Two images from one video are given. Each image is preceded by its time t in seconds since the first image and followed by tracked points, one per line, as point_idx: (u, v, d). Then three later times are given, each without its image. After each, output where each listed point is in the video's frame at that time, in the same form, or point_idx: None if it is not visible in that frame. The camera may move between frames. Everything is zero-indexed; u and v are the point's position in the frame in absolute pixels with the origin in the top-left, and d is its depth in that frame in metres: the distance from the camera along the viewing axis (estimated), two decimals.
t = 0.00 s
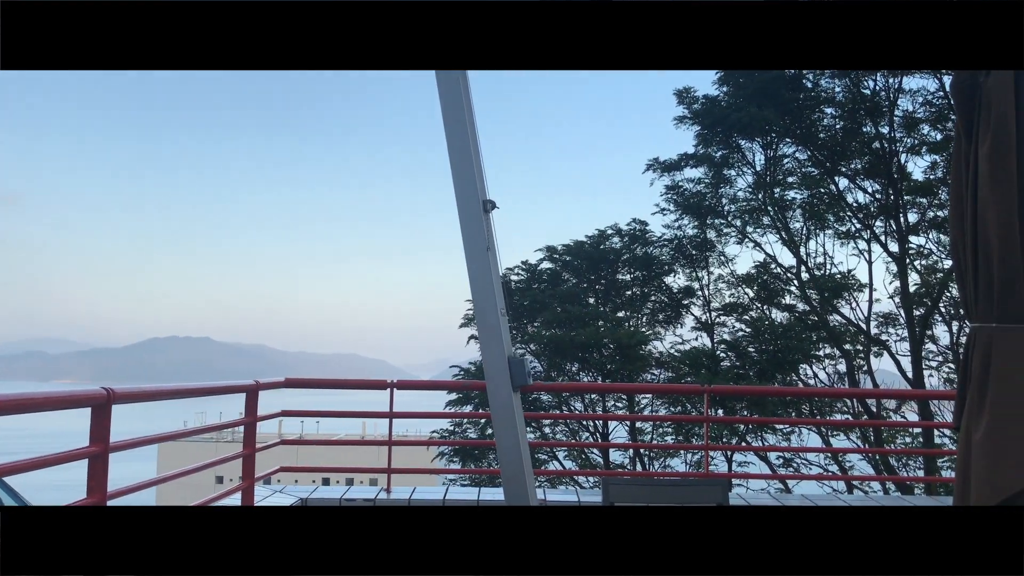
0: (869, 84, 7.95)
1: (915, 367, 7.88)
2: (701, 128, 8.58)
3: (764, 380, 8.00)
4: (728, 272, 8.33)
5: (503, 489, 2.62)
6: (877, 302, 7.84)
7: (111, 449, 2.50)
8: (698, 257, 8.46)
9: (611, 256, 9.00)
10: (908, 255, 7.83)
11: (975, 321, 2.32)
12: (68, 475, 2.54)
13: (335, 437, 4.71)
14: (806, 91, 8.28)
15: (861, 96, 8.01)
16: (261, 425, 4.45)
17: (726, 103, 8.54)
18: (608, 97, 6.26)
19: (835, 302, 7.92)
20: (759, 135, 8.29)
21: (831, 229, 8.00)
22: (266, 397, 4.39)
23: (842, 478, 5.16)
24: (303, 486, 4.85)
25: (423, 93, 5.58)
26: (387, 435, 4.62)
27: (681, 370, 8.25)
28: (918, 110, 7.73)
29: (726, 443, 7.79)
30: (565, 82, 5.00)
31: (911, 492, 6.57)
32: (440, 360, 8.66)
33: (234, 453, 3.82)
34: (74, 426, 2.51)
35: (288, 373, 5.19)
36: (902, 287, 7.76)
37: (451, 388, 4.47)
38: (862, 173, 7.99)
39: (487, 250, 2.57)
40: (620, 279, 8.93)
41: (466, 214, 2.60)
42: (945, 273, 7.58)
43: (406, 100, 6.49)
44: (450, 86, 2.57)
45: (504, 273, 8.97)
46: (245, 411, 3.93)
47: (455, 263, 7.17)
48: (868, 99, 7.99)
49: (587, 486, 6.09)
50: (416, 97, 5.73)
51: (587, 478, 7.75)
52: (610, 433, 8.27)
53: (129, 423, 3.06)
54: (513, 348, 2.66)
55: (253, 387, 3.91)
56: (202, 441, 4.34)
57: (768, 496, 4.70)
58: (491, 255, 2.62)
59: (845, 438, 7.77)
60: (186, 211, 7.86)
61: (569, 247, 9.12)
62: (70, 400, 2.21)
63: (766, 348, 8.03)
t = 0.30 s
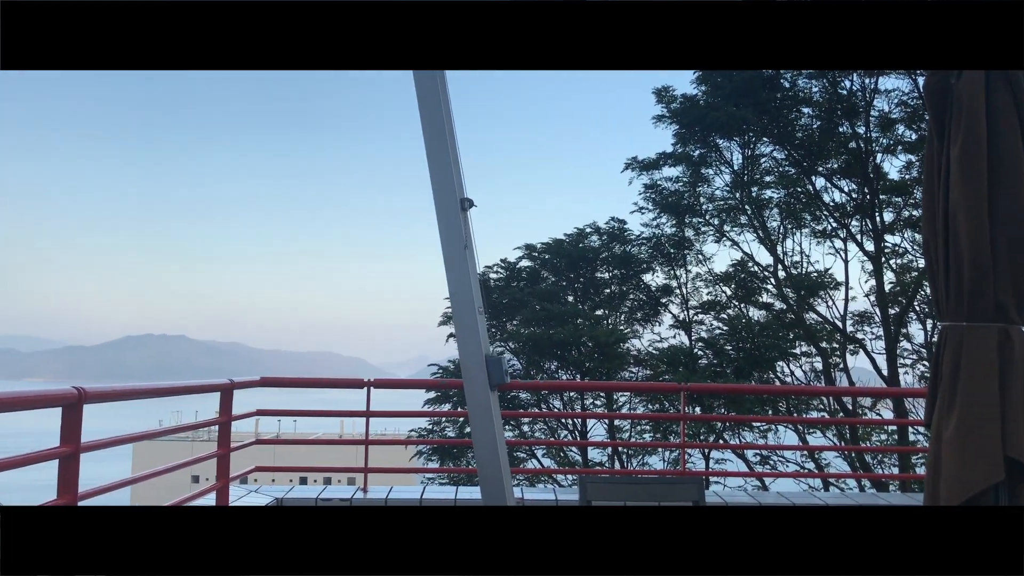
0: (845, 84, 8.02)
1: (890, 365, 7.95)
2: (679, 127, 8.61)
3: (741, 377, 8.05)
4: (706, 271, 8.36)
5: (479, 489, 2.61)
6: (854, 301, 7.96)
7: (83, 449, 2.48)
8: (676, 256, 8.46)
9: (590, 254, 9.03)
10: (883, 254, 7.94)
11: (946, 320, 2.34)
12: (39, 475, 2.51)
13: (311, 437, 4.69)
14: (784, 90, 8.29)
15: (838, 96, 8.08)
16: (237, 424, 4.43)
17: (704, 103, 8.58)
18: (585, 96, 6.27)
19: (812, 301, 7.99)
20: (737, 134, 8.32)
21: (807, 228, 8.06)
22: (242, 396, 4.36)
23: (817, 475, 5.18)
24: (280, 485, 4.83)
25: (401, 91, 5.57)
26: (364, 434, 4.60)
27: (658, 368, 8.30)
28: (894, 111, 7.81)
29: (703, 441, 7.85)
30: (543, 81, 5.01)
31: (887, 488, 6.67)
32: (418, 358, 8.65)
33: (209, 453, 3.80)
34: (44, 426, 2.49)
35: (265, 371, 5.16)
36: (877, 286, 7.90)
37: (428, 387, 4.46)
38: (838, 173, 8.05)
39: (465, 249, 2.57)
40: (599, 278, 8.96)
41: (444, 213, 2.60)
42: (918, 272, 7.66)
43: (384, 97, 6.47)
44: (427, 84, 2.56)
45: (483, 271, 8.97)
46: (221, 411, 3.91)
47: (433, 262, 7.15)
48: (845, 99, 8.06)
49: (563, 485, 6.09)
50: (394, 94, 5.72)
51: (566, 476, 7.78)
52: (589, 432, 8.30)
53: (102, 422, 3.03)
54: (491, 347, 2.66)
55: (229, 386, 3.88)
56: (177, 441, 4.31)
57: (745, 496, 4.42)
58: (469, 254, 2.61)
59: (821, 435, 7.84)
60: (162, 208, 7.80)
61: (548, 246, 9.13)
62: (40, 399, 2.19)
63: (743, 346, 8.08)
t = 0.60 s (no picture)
0: (831, 81, 8.03)
1: (874, 362, 8.01)
2: (665, 123, 8.63)
3: (726, 372, 8.07)
4: (691, 267, 8.41)
5: (465, 485, 2.61)
6: (837, 296, 8.00)
7: (65, 446, 2.46)
8: (661, 253, 8.53)
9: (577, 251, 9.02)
10: (868, 250, 7.92)
11: (929, 315, 2.35)
12: (21, 472, 2.49)
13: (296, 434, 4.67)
14: (769, 87, 8.27)
15: (823, 92, 8.08)
16: (221, 420, 4.40)
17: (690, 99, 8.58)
18: (571, 91, 6.25)
19: (797, 296, 8.04)
20: (723, 131, 8.33)
21: (792, 224, 8.10)
22: (226, 392, 4.34)
23: (803, 471, 5.16)
24: (265, 481, 4.79)
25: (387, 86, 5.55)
26: (349, 430, 4.57)
27: (644, 364, 8.29)
28: (878, 107, 7.85)
29: (689, 436, 7.87)
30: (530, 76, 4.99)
31: (871, 484, 6.69)
32: (404, 354, 8.63)
33: (193, 449, 3.77)
34: (27, 423, 2.47)
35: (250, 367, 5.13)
36: (862, 281, 7.91)
37: (414, 382, 4.44)
38: (823, 169, 8.06)
39: (450, 243, 2.56)
40: (585, 273, 8.96)
41: (429, 207, 2.59)
42: (902, 268, 7.68)
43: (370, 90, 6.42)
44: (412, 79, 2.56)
45: (469, 267, 8.94)
46: (204, 407, 3.88)
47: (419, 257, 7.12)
48: (830, 95, 8.06)
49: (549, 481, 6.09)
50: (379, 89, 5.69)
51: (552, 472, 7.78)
52: (574, 427, 8.30)
53: (85, 418, 3.00)
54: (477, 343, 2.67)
55: (213, 382, 3.86)
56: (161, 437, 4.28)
57: (730, 490, 4.34)
58: (453, 249, 2.61)
59: (805, 431, 7.85)
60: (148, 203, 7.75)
61: (535, 242, 9.12)
62: (21, 395, 2.18)
63: (729, 342, 8.08)
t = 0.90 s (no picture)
0: (824, 73, 8.04)
1: (866, 353, 8.07)
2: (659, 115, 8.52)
3: (719, 364, 8.05)
4: (684, 259, 8.43)
5: (457, 477, 2.62)
6: (831, 288, 8.10)
7: (58, 439, 2.46)
8: (654, 244, 8.55)
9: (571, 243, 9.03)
10: (860, 242, 7.98)
11: (919, 307, 2.36)
12: (12, 465, 2.49)
13: (289, 426, 4.67)
14: (763, 78, 8.23)
15: (816, 84, 8.09)
16: (214, 413, 4.40)
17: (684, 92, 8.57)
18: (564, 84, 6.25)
19: (789, 289, 8.07)
20: (717, 123, 8.33)
21: (785, 216, 8.09)
22: (219, 385, 4.33)
23: (795, 462, 5.19)
24: (258, 474, 4.79)
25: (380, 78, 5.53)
26: (342, 422, 4.57)
27: (637, 356, 8.28)
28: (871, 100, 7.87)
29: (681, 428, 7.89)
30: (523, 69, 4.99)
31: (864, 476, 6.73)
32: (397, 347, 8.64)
33: (185, 442, 3.76)
34: (18, 416, 2.46)
35: (242, 359, 5.12)
36: (854, 273, 7.96)
37: (407, 375, 4.44)
38: (816, 161, 8.08)
39: (443, 236, 2.56)
40: (578, 265, 8.98)
41: (422, 200, 2.59)
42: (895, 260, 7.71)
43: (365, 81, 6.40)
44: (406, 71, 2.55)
45: (462, 259, 8.93)
46: (197, 400, 3.87)
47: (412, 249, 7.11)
48: (822, 87, 8.06)
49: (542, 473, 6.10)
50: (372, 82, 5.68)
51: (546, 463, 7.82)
52: (567, 419, 8.33)
53: (77, 410, 2.99)
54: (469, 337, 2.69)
55: (205, 375, 3.85)
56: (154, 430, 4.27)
57: (722, 482, 4.37)
58: (446, 242, 2.61)
59: (797, 422, 7.90)
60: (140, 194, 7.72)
61: (528, 234, 9.11)
62: (14, 388, 2.18)
63: (721, 333, 8.11)
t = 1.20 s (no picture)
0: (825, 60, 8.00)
1: (865, 340, 8.08)
2: (658, 102, 8.54)
3: (717, 353, 8.17)
4: (683, 246, 8.45)
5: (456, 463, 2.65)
6: (830, 275, 8.08)
7: (58, 428, 2.46)
8: (653, 231, 8.56)
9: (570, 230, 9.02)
10: (860, 229, 7.99)
11: (919, 294, 2.36)
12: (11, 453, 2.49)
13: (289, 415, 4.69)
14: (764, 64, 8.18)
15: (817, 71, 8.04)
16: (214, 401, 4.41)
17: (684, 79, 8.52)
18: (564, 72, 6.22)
19: (789, 276, 8.10)
20: (716, 110, 8.30)
21: (785, 203, 8.10)
22: (218, 373, 4.33)
23: (794, 448, 5.19)
24: (258, 462, 4.80)
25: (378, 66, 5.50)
26: (342, 410, 4.57)
27: (636, 343, 8.33)
28: (871, 86, 7.81)
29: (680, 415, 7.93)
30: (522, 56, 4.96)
31: (862, 464, 6.77)
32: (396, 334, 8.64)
33: (185, 430, 3.77)
34: (17, 405, 2.47)
35: (242, 347, 5.13)
36: (853, 260, 7.98)
37: (406, 362, 4.44)
38: (816, 148, 8.08)
39: (442, 224, 2.57)
40: (577, 252, 8.98)
41: (421, 187, 2.60)
42: (894, 247, 7.75)
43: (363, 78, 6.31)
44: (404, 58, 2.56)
45: (461, 247, 8.90)
46: (196, 387, 3.87)
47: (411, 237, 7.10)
48: (823, 73, 7.98)
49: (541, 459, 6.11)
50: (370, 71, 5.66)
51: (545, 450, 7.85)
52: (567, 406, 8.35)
53: (76, 399, 2.99)
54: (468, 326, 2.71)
55: (203, 363, 3.84)
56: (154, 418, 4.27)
57: (721, 468, 4.38)
58: (446, 229, 2.63)
59: (796, 409, 7.93)
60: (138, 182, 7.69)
61: (528, 221, 9.09)
62: (13, 377, 2.18)
63: (719, 321, 8.12)
